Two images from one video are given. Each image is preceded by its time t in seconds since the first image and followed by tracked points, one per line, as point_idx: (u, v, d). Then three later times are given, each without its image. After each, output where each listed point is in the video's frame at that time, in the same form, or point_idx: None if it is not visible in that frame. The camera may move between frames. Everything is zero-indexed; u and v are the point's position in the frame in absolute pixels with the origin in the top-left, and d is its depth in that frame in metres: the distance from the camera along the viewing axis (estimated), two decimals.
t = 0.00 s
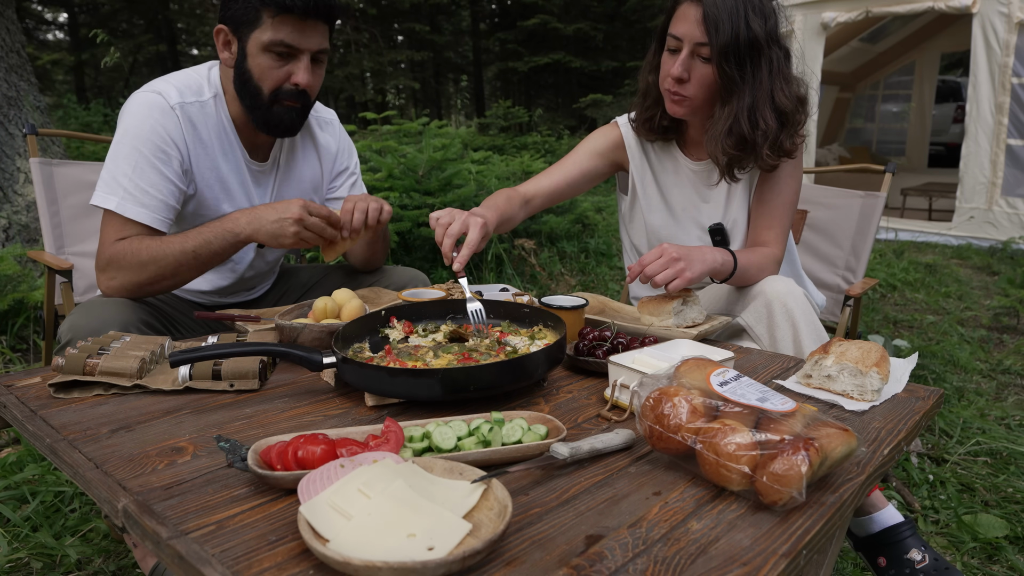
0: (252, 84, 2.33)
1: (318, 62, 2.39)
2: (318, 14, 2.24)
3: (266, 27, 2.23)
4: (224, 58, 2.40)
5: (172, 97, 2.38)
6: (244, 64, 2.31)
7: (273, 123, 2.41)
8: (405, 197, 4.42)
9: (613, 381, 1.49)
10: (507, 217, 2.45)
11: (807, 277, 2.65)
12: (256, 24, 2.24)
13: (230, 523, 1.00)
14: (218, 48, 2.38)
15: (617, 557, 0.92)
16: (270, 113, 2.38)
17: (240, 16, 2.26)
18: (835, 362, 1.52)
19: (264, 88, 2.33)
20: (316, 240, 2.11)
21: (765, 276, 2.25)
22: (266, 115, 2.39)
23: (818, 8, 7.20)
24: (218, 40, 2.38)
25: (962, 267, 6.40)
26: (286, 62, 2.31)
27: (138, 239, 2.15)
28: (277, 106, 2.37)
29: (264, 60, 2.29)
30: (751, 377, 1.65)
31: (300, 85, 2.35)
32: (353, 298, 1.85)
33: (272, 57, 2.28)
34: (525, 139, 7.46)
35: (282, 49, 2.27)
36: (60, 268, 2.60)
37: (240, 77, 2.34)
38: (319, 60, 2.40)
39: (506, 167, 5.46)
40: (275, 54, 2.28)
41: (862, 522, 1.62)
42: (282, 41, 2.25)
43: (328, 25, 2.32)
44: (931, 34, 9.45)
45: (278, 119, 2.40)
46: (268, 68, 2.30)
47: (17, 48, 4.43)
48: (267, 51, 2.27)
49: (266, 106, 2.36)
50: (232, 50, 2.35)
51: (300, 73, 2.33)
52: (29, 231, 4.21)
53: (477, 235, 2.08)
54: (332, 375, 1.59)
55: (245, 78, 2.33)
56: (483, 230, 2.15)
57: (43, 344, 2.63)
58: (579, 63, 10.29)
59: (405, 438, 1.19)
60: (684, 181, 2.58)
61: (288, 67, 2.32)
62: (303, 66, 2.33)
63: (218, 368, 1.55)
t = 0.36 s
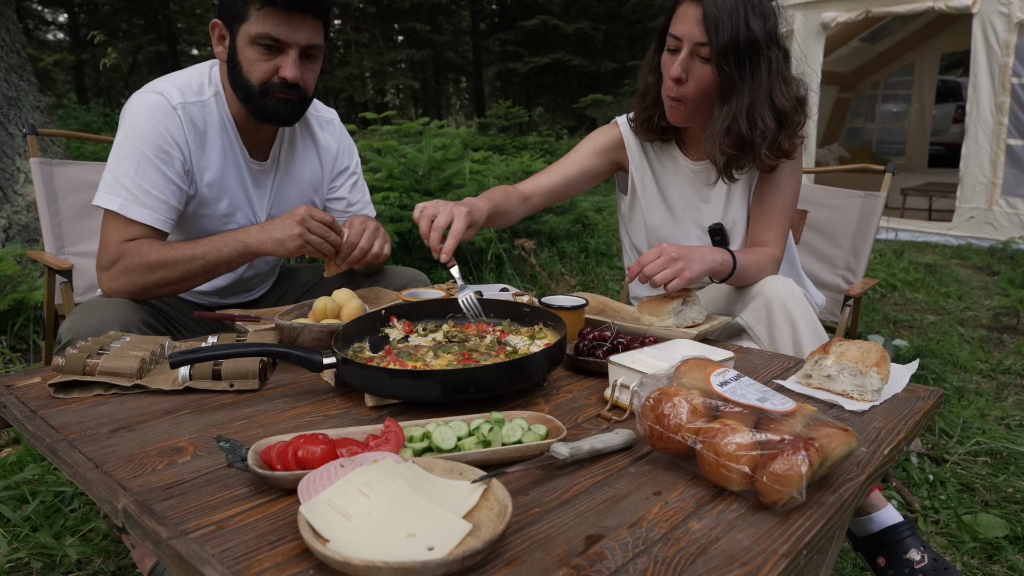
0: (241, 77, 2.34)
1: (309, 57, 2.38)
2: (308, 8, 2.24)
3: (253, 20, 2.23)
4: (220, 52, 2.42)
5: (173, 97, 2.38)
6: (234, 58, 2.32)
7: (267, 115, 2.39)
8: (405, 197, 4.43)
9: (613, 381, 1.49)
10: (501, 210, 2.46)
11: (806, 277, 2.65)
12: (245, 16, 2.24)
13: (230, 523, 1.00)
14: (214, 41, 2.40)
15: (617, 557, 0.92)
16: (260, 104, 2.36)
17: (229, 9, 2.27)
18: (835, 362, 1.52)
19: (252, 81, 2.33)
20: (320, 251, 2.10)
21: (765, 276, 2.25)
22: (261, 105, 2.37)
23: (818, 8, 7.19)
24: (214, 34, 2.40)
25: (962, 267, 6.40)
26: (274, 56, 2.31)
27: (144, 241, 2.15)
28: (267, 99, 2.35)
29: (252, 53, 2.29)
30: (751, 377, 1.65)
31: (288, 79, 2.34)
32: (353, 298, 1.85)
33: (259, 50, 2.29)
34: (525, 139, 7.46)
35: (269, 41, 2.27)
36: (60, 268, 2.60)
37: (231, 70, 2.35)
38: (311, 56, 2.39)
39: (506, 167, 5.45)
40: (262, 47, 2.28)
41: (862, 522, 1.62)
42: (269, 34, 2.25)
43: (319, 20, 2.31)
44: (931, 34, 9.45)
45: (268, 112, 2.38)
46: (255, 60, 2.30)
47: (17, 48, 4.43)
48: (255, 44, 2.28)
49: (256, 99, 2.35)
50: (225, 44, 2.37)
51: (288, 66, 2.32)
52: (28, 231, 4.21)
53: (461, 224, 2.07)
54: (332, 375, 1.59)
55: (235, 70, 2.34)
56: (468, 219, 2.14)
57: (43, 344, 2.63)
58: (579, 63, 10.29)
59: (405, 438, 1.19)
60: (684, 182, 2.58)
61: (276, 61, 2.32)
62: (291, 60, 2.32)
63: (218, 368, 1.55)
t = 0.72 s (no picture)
0: (272, 96, 2.35)
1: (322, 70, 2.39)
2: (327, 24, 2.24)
3: (292, 46, 2.25)
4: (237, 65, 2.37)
5: (175, 98, 2.38)
6: (264, 77, 2.31)
7: (291, 128, 2.47)
8: (405, 197, 4.43)
9: (613, 381, 1.49)
10: (484, 221, 2.45)
11: (807, 276, 2.65)
12: (283, 41, 2.25)
13: (230, 523, 1.00)
14: (232, 55, 2.35)
15: (617, 557, 0.92)
16: (288, 117, 2.41)
17: (262, 30, 2.25)
18: (834, 362, 1.52)
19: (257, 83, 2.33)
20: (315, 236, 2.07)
21: (765, 276, 2.25)
22: (287, 121, 2.43)
23: (818, 8, 7.19)
24: (232, 47, 2.34)
25: (962, 267, 6.40)
26: (307, 77, 2.35)
27: (142, 242, 2.16)
28: (297, 113, 2.41)
29: (286, 76, 2.31)
30: (751, 377, 1.65)
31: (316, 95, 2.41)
32: (352, 298, 1.85)
33: (294, 73, 2.31)
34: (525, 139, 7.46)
35: (306, 66, 2.32)
36: (60, 267, 2.60)
37: (258, 89, 2.34)
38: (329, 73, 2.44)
39: (506, 167, 5.46)
40: (299, 71, 2.31)
41: (862, 522, 1.62)
42: (308, 60, 2.30)
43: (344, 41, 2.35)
44: (931, 34, 9.45)
45: (296, 125, 2.46)
46: (291, 82, 2.32)
47: (17, 48, 4.43)
48: (290, 68, 2.30)
49: (285, 114, 2.40)
50: (248, 58, 2.33)
51: (319, 85, 2.40)
52: (29, 231, 4.21)
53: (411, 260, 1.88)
54: (332, 375, 1.59)
55: (263, 88, 2.34)
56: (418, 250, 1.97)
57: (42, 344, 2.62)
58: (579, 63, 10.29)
59: (406, 438, 1.19)
60: (684, 183, 2.58)
61: (309, 82, 2.37)
62: (322, 80, 2.40)
63: (218, 368, 1.55)
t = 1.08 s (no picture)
0: (287, 101, 2.36)
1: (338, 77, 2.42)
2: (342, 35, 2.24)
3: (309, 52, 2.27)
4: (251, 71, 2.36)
5: (184, 101, 2.37)
6: (280, 81, 2.31)
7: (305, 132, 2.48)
8: (405, 197, 4.43)
9: (613, 381, 1.49)
10: (478, 227, 2.44)
11: (807, 276, 2.65)
12: (299, 48, 2.26)
13: (230, 523, 1.00)
14: (247, 60, 2.34)
15: (617, 557, 0.92)
16: (302, 121, 2.42)
17: (279, 37, 2.25)
18: (834, 362, 1.52)
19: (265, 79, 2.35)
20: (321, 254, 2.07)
21: (764, 276, 2.25)
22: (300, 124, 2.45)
23: (818, 8, 7.19)
24: (247, 53, 2.34)
25: (962, 267, 6.40)
26: (322, 83, 2.37)
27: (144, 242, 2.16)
28: (310, 117, 2.43)
29: (302, 82, 2.32)
30: (751, 377, 1.65)
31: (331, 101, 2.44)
32: (352, 298, 1.85)
33: (309, 79, 2.32)
34: (525, 139, 7.46)
35: (321, 73, 2.33)
36: (60, 267, 2.60)
37: (273, 93, 2.34)
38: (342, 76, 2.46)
39: (506, 168, 5.46)
40: (314, 76, 2.33)
41: (863, 522, 1.62)
42: (323, 67, 2.31)
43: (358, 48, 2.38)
44: (931, 34, 9.45)
45: (308, 130, 2.47)
46: (306, 87, 2.33)
47: (17, 48, 4.43)
48: (306, 74, 2.31)
49: (299, 118, 2.41)
50: (264, 64, 2.33)
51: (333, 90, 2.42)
52: (29, 231, 4.21)
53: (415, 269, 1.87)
54: (332, 375, 1.59)
55: (280, 95, 2.34)
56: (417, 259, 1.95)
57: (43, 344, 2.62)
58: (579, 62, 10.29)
59: (406, 438, 1.19)
60: (683, 185, 2.58)
61: (323, 87, 2.38)
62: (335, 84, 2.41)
63: (218, 368, 1.55)
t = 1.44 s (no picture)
0: (286, 93, 2.34)
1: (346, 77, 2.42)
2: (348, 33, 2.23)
3: (309, 42, 2.25)
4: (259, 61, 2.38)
5: (197, 101, 2.37)
6: (280, 72, 2.31)
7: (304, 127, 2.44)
8: (405, 197, 4.43)
9: (613, 381, 1.49)
10: (484, 220, 2.46)
11: (806, 276, 2.65)
12: (300, 38, 2.25)
13: (230, 523, 1.00)
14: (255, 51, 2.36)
15: (617, 557, 0.92)
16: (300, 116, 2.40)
17: (282, 27, 2.26)
18: (834, 362, 1.52)
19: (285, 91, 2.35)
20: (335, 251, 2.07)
21: (763, 276, 2.25)
22: (299, 119, 2.42)
23: (818, 8, 7.19)
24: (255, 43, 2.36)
25: (962, 267, 6.39)
26: (322, 77, 2.34)
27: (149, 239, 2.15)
28: (310, 113, 2.40)
29: (302, 73, 2.30)
30: (751, 377, 1.65)
31: (332, 98, 2.39)
32: (353, 298, 1.85)
33: (309, 71, 2.30)
34: (525, 139, 7.46)
35: (321, 65, 2.30)
36: (60, 267, 2.60)
37: (274, 85, 2.34)
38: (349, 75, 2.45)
39: (506, 168, 5.46)
40: (314, 69, 2.31)
41: (863, 521, 1.62)
42: (322, 59, 2.28)
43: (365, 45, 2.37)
44: (931, 34, 9.46)
45: (307, 125, 2.44)
46: (305, 79, 2.32)
47: (17, 48, 4.43)
48: (306, 66, 2.29)
49: (298, 111, 2.39)
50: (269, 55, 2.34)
51: (334, 86, 2.38)
52: (29, 231, 4.20)
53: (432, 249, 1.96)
54: (332, 374, 1.59)
55: (279, 86, 2.34)
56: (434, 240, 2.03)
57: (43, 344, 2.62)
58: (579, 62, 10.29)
59: (406, 438, 1.19)
60: (682, 185, 2.58)
61: (323, 82, 2.35)
62: (337, 81, 2.38)
63: (218, 368, 1.55)
